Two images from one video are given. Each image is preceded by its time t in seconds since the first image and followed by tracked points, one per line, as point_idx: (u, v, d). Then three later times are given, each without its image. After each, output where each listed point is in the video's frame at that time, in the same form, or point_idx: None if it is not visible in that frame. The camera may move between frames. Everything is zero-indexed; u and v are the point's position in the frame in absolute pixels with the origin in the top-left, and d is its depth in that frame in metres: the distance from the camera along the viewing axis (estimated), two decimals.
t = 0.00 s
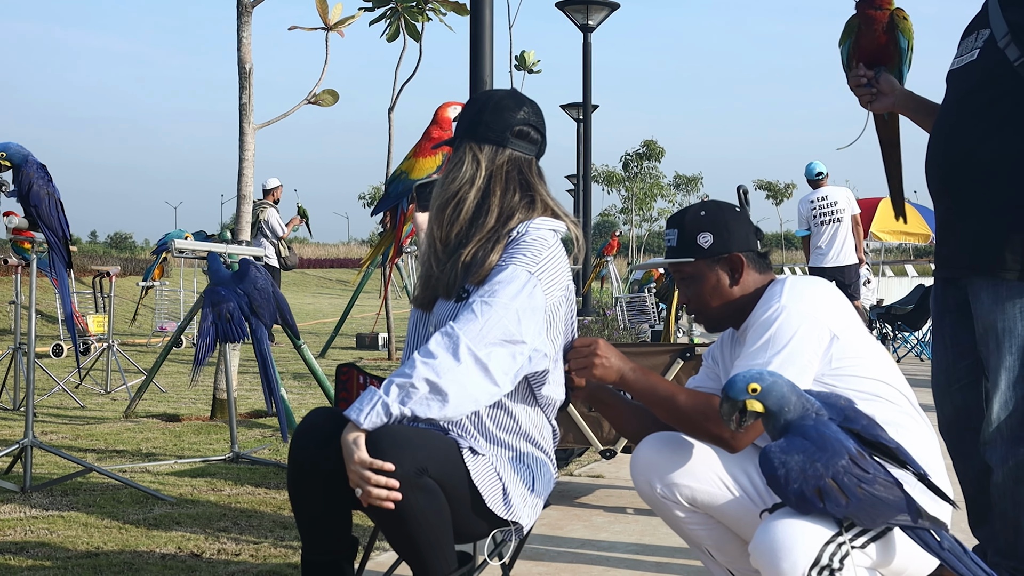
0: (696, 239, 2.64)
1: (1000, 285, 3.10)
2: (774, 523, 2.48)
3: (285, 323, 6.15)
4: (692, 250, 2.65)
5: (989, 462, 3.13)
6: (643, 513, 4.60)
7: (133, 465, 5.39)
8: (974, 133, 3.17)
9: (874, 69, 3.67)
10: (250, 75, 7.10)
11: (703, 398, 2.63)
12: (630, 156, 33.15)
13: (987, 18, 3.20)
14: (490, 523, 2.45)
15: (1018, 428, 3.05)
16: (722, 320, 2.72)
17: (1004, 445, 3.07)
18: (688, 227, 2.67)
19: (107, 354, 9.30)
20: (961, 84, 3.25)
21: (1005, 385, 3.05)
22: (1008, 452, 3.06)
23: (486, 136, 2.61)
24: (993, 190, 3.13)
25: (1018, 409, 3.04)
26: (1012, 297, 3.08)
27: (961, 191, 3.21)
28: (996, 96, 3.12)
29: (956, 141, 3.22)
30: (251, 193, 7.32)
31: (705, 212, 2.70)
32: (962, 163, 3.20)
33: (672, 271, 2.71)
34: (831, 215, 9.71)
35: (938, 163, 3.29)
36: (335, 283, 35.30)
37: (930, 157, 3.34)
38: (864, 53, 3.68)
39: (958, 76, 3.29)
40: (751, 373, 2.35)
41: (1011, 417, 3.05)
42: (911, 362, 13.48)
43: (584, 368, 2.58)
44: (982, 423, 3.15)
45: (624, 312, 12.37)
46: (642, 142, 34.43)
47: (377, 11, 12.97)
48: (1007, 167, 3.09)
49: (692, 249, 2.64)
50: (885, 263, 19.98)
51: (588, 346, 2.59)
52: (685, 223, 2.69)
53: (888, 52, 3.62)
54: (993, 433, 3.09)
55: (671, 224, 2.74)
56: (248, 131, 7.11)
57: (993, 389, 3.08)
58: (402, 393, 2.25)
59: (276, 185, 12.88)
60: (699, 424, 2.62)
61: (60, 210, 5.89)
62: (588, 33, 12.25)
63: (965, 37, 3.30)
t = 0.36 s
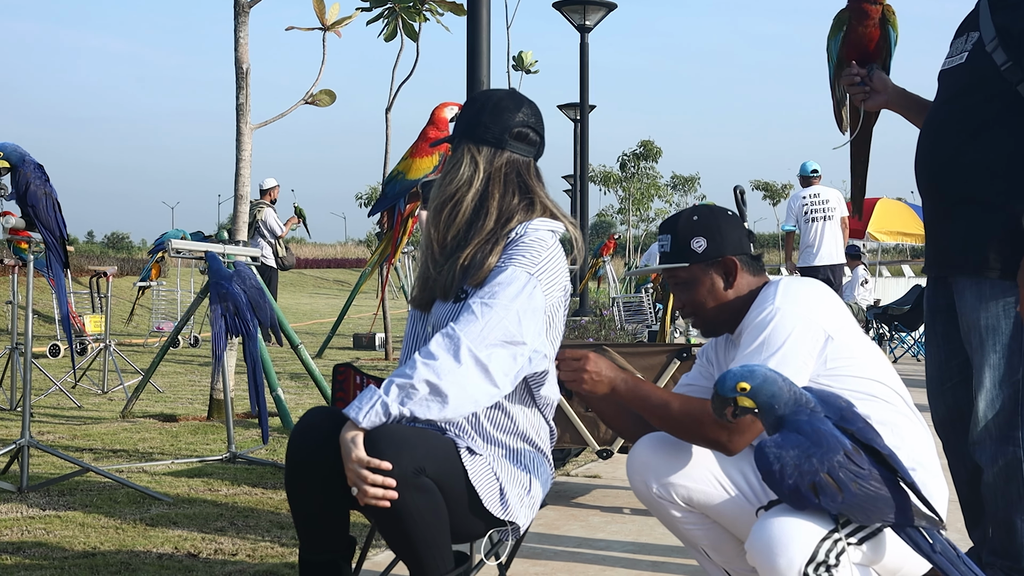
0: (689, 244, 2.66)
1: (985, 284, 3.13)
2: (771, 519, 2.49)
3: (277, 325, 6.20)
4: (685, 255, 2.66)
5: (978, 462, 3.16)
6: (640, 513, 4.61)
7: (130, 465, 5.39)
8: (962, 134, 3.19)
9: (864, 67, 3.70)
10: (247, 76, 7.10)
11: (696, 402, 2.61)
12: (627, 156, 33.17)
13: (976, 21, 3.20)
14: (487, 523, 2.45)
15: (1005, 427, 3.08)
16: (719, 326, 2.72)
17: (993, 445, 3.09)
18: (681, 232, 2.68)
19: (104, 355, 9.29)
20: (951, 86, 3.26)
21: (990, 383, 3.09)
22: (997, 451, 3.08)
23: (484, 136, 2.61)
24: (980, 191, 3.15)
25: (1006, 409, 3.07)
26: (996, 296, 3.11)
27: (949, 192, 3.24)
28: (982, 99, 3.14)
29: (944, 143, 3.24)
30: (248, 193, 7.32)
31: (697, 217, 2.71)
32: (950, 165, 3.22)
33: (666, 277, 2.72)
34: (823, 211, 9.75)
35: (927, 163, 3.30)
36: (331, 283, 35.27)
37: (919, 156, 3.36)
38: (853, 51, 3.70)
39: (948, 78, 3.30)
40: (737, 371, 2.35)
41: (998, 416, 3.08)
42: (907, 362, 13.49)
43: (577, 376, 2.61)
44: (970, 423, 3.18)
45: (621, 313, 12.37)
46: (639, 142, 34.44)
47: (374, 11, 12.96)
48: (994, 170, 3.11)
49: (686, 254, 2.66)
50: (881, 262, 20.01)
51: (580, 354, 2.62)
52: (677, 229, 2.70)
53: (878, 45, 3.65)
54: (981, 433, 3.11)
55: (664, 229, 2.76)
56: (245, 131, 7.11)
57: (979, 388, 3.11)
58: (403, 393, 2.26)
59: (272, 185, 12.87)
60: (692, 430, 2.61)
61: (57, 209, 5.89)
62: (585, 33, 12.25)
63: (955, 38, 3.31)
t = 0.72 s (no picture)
0: (687, 245, 2.66)
1: (983, 282, 3.13)
2: (767, 517, 2.49)
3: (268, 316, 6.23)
4: (683, 257, 2.66)
5: (975, 461, 3.16)
6: (637, 512, 4.61)
7: (127, 464, 5.38)
8: (959, 135, 3.19)
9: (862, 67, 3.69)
10: (244, 75, 7.09)
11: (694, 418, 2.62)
12: (624, 156, 33.18)
13: (972, 21, 3.21)
14: (486, 522, 2.45)
15: (1003, 426, 3.08)
16: (715, 326, 2.72)
17: (990, 444, 3.10)
18: (677, 234, 2.68)
19: (101, 354, 9.28)
20: (948, 86, 3.26)
21: (988, 381, 3.09)
22: (995, 450, 3.09)
23: (486, 136, 2.61)
24: (977, 191, 3.16)
25: (1003, 407, 3.08)
26: (994, 294, 3.12)
27: (946, 192, 3.24)
28: (979, 100, 3.14)
29: (941, 143, 3.25)
30: (245, 192, 7.31)
31: (694, 218, 2.70)
32: (947, 165, 3.23)
33: (663, 278, 2.71)
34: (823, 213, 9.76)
35: (925, 163, 3.31)
36: (329, 282, 35.24)
37: (916, 156, 3.36)
38: (850, 49, 3.71)
39: (945, 78, 3.30)
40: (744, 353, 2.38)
41: (995, 414, 3.09)
42: (904, 361, 13.51)
43: (571, 406, 2.60)
44: (967, 422, 3.18)
45: (618, 312, 12.38)
46: (636, 141, 34.46)
47: (371, 10, 12.96)
48: (991, 170, 3.12)
49: (684, 256, 2.66)
50: (878, 262, 20.02)
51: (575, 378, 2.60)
52: (674, 230, 2.69)
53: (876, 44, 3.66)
54: (979, 431, 3.12)
55: (661, 231, 2.74)
56: (242, 130, 7.10)
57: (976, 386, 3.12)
58: (405, 391, 2.25)
59: (270, 184, 12.86)
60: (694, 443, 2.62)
61: (55, 208, 5.89)
62: (582, 32, 12.25)
63: (952, 38, 3.32)
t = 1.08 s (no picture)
0: (689, 242, 2.65)
1: (985, 280, 3.13)
2: (763, 513, 2.50)
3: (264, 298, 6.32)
4: (684, 253, 2.65)
5: (974, 459, 3.16)
6: (635, 511, 4.61)
7: (124, 464, 5.36)
8: (959, 133, 3.19)
9: (862, 69, 3.70)
10: (241, 73, 7.08)
11: (689, 425, 2.64)
12: (621, 156, 33.18)
13: (973, 20, 3.21)
14: (484, 520, 2.45)
15: (1003, 423, 3.09)
16: (714, 323, 2.72)
17: (990, 442, 3.10)
18: (680, 230, 2.66)
19: (98, 353, 9.26)
20: (948, 85, 3.26)
21: (989, 379, 3.09)
22: (994, 448, 3.09)
23: (486, 133, 2.60)
24: (977, 189, 3.16)
25: (1003, 405, 3.08)
26: (996, 292, 3.12)
27: (946, 189, 3.24)
28: (979, 98, 3.15)
29: (942, 141, 3.25)
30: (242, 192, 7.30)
31: (697, 214, 2.69)
32: (947, 163, 3.23)
33: (662, 274, 2.70)
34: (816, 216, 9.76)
35: (925, 161, 3.31)
36: (325, 282, 35.20)
37: (917, 153, 3.36)
38: (850, 53, 3.71)
39: (945, 77, 3.30)
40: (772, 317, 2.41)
41: (995, 411, 3.09)
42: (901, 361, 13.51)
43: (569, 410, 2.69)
44: (966, 420, 3.18)
45: (615, 311, 12.37)
46: (633, 141, 34.46)
47: (368, 9, 12.94)
48: (991, 168, 3.12)
49: (685, 252, 2.65)
50: (875, 262, 20.02)
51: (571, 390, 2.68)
52: (677, 225, 2.68)
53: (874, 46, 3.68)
54: (979, 429, 3.12)
55: (662, 225, 2.74)
56: (239, 129, 7.09)
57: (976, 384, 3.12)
58: (404, 388, 2.25)
59: (267, 185, 12.83)
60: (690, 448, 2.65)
61: (51, 207, 5.88)
62: (579, 32, 12.25)
63: (952, 37, 3.32)
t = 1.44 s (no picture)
0: (689, 241, 2.65)
1: (983, 280, 3.14)
2: (758, 513, 2.51)
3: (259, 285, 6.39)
4: (684, 252, 2.65)
5: (970, 459, 3.17)
6: (633, 511, 4.61)
7: (121, 464, 5.36)
8: (956, 134, 3.20)
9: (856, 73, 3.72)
10: (238, 74, 7.08)
11: (689, 428, 2.64)
12: (618, 156, 33.20)
13: (969, 22, 3.22)
14: (481, 521, 2.45)
15: (1000, 424, 3.09)
16: (709, 324, 2.72)
17: (987, 442, 3.11)
18: (680, 229, 2.66)
19: (95, 354, 9.25)
20: (945, 86, 3.27)
21: (986, 379, 3.10)
22: (991, 448, 3.10)
23: (485, 133, 2.61)
24: (974, 188, 3.16)
25: (1000, 406, 3.09)
26: (993, 292, 3.13)
27: (944, 187, 3.24)
28: (977, 99, 3.15)
29: (939, 141, 3.25)
30: (240, 193, 7.30)
31: (697, 214, 2.71)
32: (945, 162, 3.23)
33: (659, 272, 2.70)
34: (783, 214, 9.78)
35: (923, 161, 3.31)
36: (323, 282, 35.20)
37: (914, 154, 3.37)
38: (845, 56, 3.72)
39: (942, 78, 3.31)
40: (785, 296, 2.50)
41: (993, 412, 3.10)
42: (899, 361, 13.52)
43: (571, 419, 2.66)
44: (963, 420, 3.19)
45: (613, 312, 12.37)
46: (630, 142, 34.49)
47: (365, 10, 12.95)
48: (988, 168, 3.13)
49: (684, 252, 2.65)
50: (872, 262, 20.05)
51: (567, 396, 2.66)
52: (677, 225, 2.68)
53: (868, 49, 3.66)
54: (975, 430, 3.12)
55: (662, 223, 2.74)
56: (237, 129, 7.09)
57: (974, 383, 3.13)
58: (402, 389, 2.25)
59: (269, 189, 12.85)
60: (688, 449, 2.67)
61: (49, 207, 5.86)
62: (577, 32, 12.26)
63: (949, 39, 3.33)
